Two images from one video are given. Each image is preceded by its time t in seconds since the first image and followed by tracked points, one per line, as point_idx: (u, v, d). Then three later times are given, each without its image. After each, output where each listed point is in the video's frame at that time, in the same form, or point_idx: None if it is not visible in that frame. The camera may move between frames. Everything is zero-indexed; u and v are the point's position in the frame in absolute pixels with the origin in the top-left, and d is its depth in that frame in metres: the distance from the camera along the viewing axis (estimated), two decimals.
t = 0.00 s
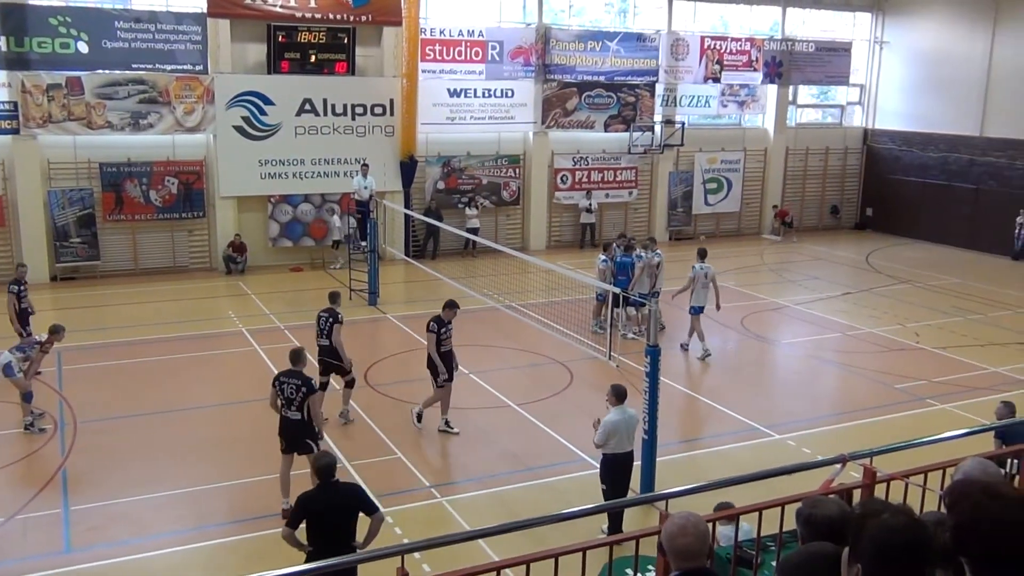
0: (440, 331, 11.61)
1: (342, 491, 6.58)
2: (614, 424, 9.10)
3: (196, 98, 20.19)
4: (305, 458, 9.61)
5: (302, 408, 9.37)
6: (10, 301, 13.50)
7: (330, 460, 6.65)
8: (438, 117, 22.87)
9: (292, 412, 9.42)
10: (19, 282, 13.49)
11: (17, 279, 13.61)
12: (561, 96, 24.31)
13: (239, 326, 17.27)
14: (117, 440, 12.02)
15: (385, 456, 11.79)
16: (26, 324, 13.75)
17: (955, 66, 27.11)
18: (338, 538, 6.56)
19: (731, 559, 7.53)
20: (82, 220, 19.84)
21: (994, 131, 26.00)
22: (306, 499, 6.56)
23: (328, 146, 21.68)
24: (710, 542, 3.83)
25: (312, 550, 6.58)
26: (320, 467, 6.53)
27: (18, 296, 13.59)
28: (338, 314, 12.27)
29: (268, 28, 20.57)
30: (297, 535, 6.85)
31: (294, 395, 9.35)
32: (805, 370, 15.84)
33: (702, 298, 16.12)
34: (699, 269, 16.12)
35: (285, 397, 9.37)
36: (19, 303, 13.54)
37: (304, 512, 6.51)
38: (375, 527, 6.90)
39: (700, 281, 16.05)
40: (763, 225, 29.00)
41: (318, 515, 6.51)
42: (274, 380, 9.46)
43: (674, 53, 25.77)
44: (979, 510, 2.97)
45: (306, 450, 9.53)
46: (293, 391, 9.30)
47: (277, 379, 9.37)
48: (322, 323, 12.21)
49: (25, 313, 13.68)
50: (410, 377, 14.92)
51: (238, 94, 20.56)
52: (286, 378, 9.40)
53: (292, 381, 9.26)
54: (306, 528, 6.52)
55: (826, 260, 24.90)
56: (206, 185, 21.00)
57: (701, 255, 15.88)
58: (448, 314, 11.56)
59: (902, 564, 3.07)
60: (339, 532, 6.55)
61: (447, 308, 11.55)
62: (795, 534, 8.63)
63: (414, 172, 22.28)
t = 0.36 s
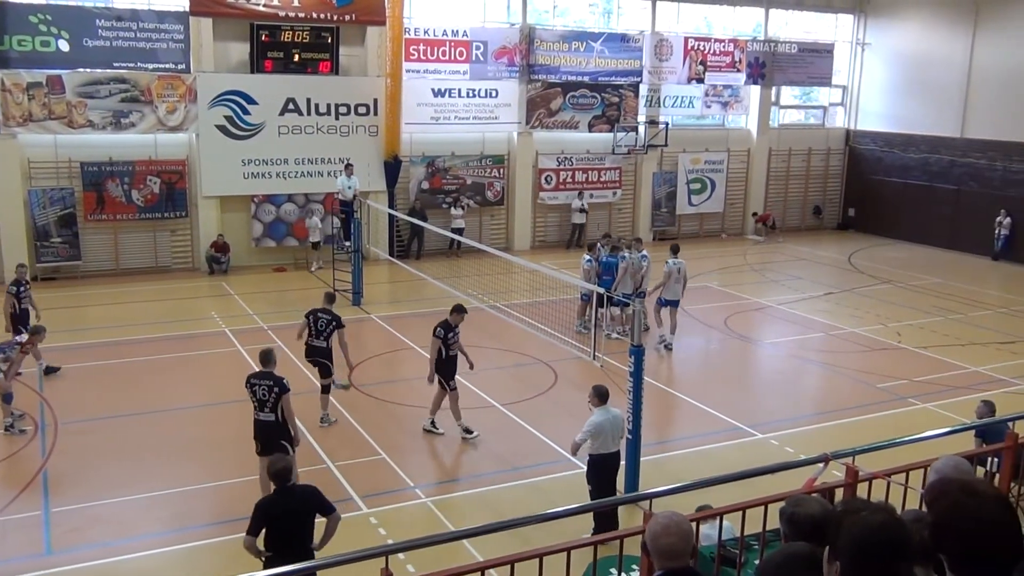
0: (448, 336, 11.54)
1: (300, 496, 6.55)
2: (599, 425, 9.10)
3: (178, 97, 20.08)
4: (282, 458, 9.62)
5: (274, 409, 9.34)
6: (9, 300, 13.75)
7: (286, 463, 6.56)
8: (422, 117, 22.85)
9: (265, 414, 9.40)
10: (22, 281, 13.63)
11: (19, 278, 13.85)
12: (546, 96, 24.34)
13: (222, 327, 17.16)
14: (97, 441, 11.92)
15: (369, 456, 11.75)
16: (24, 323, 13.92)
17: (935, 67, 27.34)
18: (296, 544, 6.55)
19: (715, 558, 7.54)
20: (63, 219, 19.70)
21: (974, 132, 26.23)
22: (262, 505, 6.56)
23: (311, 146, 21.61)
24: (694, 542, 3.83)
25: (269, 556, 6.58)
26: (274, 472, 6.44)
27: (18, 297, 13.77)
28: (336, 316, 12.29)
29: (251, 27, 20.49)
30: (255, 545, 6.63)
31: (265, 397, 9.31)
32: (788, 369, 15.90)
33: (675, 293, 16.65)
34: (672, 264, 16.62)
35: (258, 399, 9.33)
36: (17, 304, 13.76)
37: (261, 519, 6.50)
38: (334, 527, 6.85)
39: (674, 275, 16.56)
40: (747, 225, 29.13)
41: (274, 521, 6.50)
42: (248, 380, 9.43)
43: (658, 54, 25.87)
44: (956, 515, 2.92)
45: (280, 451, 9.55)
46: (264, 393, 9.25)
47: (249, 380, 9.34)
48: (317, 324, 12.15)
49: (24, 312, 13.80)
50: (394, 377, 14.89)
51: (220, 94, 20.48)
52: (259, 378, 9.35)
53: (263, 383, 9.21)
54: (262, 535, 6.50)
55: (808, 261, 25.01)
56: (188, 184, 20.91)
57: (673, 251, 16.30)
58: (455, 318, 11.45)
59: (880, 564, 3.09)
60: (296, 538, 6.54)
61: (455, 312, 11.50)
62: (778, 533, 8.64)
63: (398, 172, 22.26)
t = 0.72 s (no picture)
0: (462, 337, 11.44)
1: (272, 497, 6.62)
2: (594, 426, 9.10)
3: (168, 97, 20.02)
4: (272, 457, 9.61)
5: (261, 411, 9.32)
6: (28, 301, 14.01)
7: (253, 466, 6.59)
8: (413, 117, 22.85)
9: (252, 415, 9.38)
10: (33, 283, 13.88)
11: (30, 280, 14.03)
12: (536, 97, 24.35)
13: (211, 327, 17.10)
14: (85, 443, 11.86)
15: (359, 457, 11.73)
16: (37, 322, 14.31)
17: (924, 69, 27.45)
18: (272, 545, 6.62)
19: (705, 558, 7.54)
20: (51, 220, 19.64)
21: (962, 133, 26.34)
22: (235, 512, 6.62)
23: (301, 146, 21.58)
24: (683, 542, 3.83)
25: (247, 562, 6.61)
26: (244, 476, 6.48)
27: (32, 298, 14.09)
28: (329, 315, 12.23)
29: (240, 27, 20.44)
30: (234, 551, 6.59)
31: (251, 399, 9.29)
32: (778, 369, 15.94)
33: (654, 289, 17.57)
34: (650, 262, 17.60)
35: (245, 400, 9.31)
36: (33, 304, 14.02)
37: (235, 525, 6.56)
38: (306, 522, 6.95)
39: (652, 271, 17.56)
40: (737, 226, 29.20)
41: (248, 526, 6.56)
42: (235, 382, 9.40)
43: (648, 55, 25.92)
44: (957, 512, 2.86)
45: (271, 452, 9.52)
46: (249, 395, 9.22)
47: (235, 382, 9.31)
48: (313, 325, 12.08)
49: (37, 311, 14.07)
50: (384, 378, 14.84)
51: (209, 94, 20.43)
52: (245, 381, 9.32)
53: (248, 386, 9.18)
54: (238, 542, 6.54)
55: (798, 261, 25.09)
56: (177, 185, 20.87)
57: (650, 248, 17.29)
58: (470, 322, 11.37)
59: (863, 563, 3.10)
60: (272, 539, 6.60)
61: (469, 314, 11.38)
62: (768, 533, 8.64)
63: (388, 172, 22.26)
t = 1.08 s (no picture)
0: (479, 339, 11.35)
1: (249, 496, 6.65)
2: (594, 426, 9.10)
3: (163, 98, 20.00)
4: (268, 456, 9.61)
5: (260, 409, 9.33)
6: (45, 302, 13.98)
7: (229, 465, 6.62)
8: (408, 118, 22.85)
9: (250, 413, 9.38)
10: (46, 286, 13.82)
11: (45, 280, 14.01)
12: (532, 97, 24.37)
13: (206, 328, 17.07)
14: (81, 444, 11.83)
15: (355, 458, 11.72)
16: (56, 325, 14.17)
17: (919, 70, 27.53)
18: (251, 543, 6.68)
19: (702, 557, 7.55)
20: (46, 220, 19.61)
21: (957, 134, 26.41)
22: (216, 513, 6.57)
23: (297, 146, 21.56)
24: (680, 544, 3.81)
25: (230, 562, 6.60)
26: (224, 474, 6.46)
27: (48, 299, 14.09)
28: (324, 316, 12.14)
29: (235, 27, 20.44)
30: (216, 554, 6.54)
31: (249, 397, 9.30)
32: (773, 369, 15.97)
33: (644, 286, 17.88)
34: (637, 258, 17.93)
35: (243, 399, 9.30)
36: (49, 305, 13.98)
37: (219, 526, 6.52)
38: (274, 521, 7.06)
39: (641, 267, 17.89)
40: (732, 226, 29.24)
41: (231, 525, 6.56)
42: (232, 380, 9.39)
43: (644, 56, 25.96)
44: (954, 512, 2.86)
45: (267, 450, 9.51)
46: (248, 394, 9.22)
47: (232, 381, 9.29)
48: (304, 326, 12.05)
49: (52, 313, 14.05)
50: (380, 379, 14.83)
51: (205, 94, 20.40)
52: (243, 379, 9.32)
53: (246, 384, 9.19)
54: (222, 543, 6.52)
55: (793, 262, 25.14)
56: (172, 185, 20.85)
57: (635, 243, 17.70)
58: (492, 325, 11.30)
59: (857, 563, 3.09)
60: (252, 538, 6.65)
61: (489, 318, 11.36)
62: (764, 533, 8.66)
63: (384, 173, 22.26)
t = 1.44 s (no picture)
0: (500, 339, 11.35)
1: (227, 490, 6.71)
2: (598, 426, 9.09)
3: (163, 98, 20.02)
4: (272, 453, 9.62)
5: (270, 406, 9.34)
6: (66, 298, 14.06)
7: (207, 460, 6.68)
8: (409, 118, 22.86)
9: (259, 410, 9.37)
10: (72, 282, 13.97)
11: (67, 277, 14.17)
12: (532, 98, 24.38)
13: (207, 329, 17.07)
14: (81, 444, 11.84)
15: (356, 459, 11.71)
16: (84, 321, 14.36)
17: (919, 70, 27.53)
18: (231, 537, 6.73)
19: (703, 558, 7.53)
20: (47, 221, 19.63)
21: (958, 134, 26.41)
22: (196, 505, 6.61)
23: (298, 147, 21.57)
24: (680, 544, 3.80)
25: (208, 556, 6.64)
26: (204, 468, 6.53)
27: (70, 294, 14.19)
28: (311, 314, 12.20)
29: (236, 28, 20.44)
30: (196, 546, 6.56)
31: (259, 393, 9.29)
32: (774, 369, 15.96)
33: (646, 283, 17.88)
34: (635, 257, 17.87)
35: (253, 396, 9.27)
36: (73, 301, 14.09)
37: (201, 518, 6.57)
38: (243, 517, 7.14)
39: (641, 265, 17.86)
40: (732, 226, 29.24)
41: (211, 517, 6.61)
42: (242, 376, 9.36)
43: (645, 57, 25.97)
44: (957, 512, 2.85)
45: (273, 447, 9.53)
46: (260, 392, 9.20)
47: (244, 378, 9.25)
48: (293, 325, 12.07)
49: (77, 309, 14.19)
50: (381, 379, 14.83)
51: (205, 95, 20.41)
52: (255, 376, 9.29)
53: (259, 382, 9.18)
54: (203, 534, 6.56)
55: (794, 262, 25.13)
56: (173, 186, 20.86)
57: (632, 242, 17.67)
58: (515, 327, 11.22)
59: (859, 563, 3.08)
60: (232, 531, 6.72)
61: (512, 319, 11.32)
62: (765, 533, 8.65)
63: (384, 173, 22.26)
